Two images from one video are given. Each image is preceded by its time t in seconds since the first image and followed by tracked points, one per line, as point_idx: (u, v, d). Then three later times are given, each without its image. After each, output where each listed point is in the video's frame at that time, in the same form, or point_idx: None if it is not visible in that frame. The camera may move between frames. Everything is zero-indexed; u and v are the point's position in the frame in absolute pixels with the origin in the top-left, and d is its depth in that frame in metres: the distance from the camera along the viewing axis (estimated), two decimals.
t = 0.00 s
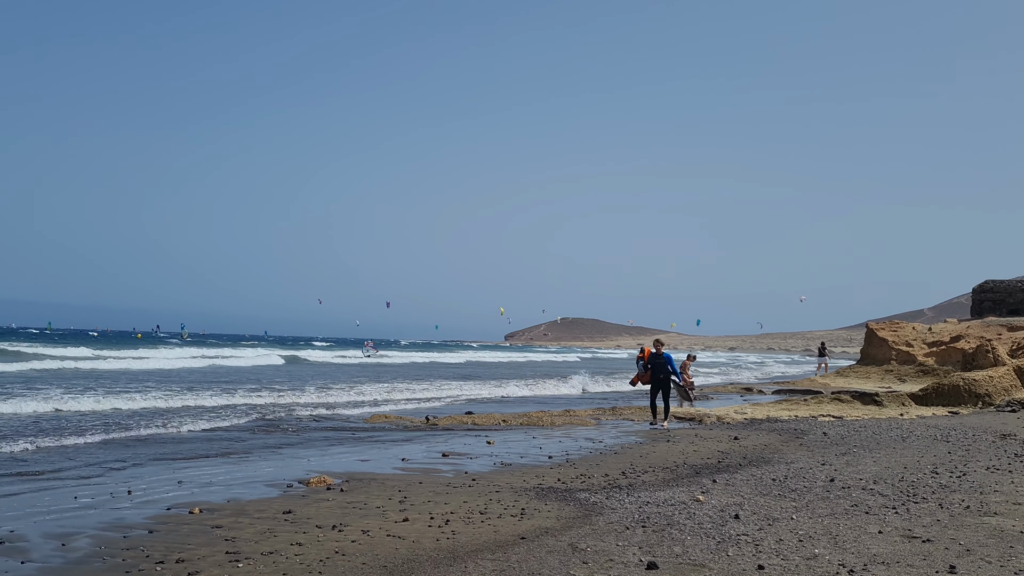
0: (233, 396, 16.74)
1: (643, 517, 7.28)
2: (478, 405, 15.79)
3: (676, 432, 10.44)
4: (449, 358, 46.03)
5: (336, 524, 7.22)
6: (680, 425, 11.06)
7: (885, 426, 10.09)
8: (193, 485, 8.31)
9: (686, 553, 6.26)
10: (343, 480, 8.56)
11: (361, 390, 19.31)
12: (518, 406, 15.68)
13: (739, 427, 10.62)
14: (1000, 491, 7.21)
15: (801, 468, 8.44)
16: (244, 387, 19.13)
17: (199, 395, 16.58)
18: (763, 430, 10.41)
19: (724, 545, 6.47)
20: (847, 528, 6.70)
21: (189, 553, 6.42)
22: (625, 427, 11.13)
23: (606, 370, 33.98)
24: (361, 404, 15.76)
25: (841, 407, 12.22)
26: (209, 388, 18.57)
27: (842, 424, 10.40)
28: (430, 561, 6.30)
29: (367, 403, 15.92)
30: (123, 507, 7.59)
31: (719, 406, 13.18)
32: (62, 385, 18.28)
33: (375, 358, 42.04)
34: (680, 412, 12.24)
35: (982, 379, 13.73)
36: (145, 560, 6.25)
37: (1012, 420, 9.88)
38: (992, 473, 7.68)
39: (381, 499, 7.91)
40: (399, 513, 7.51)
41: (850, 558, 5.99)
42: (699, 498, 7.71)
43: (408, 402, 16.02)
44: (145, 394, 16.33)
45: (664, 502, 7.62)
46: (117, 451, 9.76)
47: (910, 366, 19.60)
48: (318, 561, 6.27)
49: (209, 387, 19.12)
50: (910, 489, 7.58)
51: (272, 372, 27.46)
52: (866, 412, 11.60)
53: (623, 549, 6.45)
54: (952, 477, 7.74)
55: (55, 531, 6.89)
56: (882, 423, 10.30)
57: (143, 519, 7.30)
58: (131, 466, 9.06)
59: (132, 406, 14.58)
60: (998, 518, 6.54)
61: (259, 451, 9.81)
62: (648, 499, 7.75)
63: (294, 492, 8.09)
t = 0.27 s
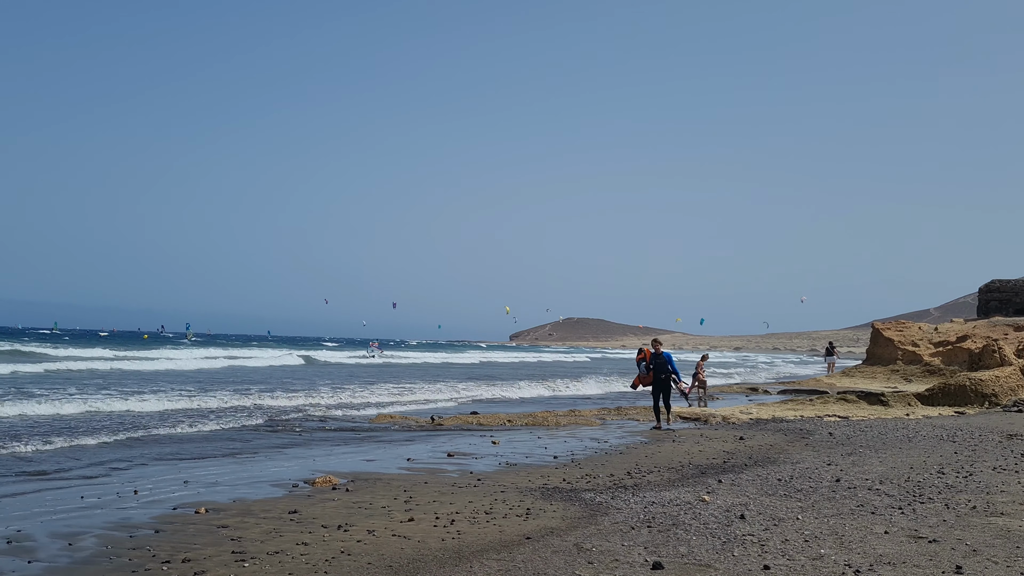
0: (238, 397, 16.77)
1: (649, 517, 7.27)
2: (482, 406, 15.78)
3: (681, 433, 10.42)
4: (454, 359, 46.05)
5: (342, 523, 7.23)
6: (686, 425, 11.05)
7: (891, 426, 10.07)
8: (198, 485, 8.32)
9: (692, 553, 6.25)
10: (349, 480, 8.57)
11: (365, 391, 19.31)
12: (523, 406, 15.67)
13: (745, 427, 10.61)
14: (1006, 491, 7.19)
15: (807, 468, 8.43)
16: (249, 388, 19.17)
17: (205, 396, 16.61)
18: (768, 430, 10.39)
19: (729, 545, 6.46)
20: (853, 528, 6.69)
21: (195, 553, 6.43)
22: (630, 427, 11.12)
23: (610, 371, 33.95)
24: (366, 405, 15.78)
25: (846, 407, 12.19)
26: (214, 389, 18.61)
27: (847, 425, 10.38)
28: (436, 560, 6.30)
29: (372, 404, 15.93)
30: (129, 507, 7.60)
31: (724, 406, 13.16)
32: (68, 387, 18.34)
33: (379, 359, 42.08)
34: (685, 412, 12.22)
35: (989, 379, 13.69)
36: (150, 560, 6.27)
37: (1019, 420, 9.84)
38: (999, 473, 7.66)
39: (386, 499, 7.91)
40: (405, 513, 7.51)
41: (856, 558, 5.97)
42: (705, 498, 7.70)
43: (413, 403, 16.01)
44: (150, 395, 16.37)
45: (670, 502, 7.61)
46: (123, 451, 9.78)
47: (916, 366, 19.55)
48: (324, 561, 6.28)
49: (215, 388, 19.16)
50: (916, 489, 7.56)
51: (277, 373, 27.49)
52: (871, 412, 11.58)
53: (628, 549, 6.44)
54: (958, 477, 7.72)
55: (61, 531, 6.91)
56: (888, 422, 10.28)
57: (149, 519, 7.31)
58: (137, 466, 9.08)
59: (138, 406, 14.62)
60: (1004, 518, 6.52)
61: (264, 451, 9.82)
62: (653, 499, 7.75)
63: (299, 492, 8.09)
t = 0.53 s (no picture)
0: (244, 398, 16.80)
1: (656, 517, 7.27)
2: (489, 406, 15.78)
3: (687, 433, 10.41)
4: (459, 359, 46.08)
5: (348, 523, 7.23)
6: (692, 425, 11.04)
7: (898, 426, 10.04)
8: (205, 485, 8.33)
9: (698, 553, 6.24)
10: (355, 480, 8.57)
11: (371, 391, 19.33)
12: (529, 406, 15.66)
13: (751, 427, 10.60)
14: (1014, 491, 7.17)
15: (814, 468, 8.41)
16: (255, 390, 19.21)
17: (211, 398, 16.65)
18: (775, 430, 10.38)
19: (736, 545, 6.45)
20: (860, 529, 6.68)
21: (202, 553, 6.45)
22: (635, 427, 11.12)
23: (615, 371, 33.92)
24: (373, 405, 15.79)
25: (853, 407, 12.15)
26: (220, 390, 18.65)
27: (854, 425, 10.35)
28: (442, 560, 6.31)
29: (378, 404, 15.95)
30: (137, 506, 7.62)
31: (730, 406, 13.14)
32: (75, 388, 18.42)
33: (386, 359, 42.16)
34: (691, 412, 12.21)
35: (996, 379, 13.64)
36: (158, 559, 6.28)
37: None
38: (1006, 473, 7.64)
39: (392, 499, 7.91)
40: (411, 513, 7.52)
41: (863, 558, 5.96)
42: (711, 498, 7.69)
43: (419, 403, 16.03)
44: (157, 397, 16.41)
45: (676, 502, 7.60)
46: (131, 451, 9.81)
47: (923, 366, 19.49)
48: (331, 560, 6.28)
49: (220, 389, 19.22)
50: (924, 489, 7.54)
51: (283, 374, 27.55)
52: (878, 412, 11.55)
53: (635, 549, 6.44)
54: (966, 477, 7.70)
55: (69, 530, 6.93)
56: (894, 422, 10.25)
57: (156, 518, 7.33)
58: (145, 466, 9.10)
59: (145, 407, 14.67)
60: (1013, 518, 6.50)
61: (271, 452, 9.83)
62: (659, 499, 7.74)
63: (306, 492, 8.10)
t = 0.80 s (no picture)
0: (251, 399, 16.83)
1: (661, 517, 7.26)
2: (494, 406, 15.77)
3: (694, 433, 10.40)
4: (465, 359, 46.13)
5: (354, 523, 7.24)
6: (698, 424, 11.03)
7: (904, 426, 10.02)
8: (212, 485, 8.34)
9: (706, 554, 6.24)
10: (362, 480, 8.58)
11: (377, 392, 19.36)
12: (535, 407, 15.65)
13: (757, 427, 10.59)
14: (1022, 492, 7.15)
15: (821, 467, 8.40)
16: (260, 391, 19.25)
17: (217, 399, 16.71)
18: (781, 430, 10.37)
19: (744, 545, 6.44)
20: (865, 529, 6.67)
21: (209, 553, 6.46)
22: (642, 426, 11.11)
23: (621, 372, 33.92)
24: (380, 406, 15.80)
25: (860, 407, 12.12)
26: (225, 391, 18.69)
27: (860, 425, 10.33)
28: (449, 560, 6.31)
29: (385, 405, 15.95)
30: (144, 506, 7.64)
31: (736, 406, 13.11)
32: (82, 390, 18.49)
33: (392, 359, 42.22)
34: (698, 412, 12.19)
35: (1003, 378, 13.60)
36: (165, 559, 6.29)
37: None
38: (1014, 473, 7.61)
39: (397, 499, 7.91)
40: (418, 513, 7.53)
41: (870, 558, 5.96)
42: (717, 498, 7.69)
43: (426, 404, 16.03)
44: (164, 398, 16.47)
45: (683, 503, 7.59)
46: (138, 450, 9.85)
47: (930, 365, 19.45)
48: (337, 560, 6.29)
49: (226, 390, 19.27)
50: (931, 489, 7.52)
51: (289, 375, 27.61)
52: (885, 412, 11.51)
53: (642, 549, 6.45)
54: (973, 477, 7.67)
55: (77, 530, 6.96)
56: (901, 422, 10.24)
57: (163, 518, 7.35)
58: (153, 466, 9.11)
59: (153, 407, 14.72)
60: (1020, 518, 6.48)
61: (278, 452, 9.84)
62: (666, 499, 7.73)
63: (312, 492, 8.11)
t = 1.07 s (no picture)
0: (259, 400, 16.88)
1: (669, 517, 7.25)
2: (502, 407, 15.76)
3: (701, 433, 10.37)
4: (472, 360, 46.13)
5: (362, 523, 7.26)
6: (706, 424, 11.00)
7: (914, 426, 9.98)
8: (220, 485, 8.36)
9: (714, 554, 6.23)
10: (370, 480, 8.59)
11: (384, 393, 19.37)
12: (543, 408, 15.63)
13: (765, 427, 10.56)
14: None
15: (829, 468, 8.38)
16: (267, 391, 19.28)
17: (226, 399, 16.75)
18: (789, 430, 10.34)
19: (752, 545, 6.43)
20: (874, 529, 6.65)
21: (217, 552, 6.48)
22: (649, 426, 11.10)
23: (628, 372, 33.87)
24: (388, 407, 15.82)
25: (868, 407, 12.07)
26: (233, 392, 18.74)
27: (869, 425, 10.29)
28: (457, 560, 6.32)
29: (393, 406, 15.97)
30: (153, 506, 7.66)
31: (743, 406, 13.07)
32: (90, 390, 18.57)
33: (399, 360, 42.29)
34: (706, 412, 12.16)
35: (1013, 378, 13.52)
36: (173, 558, 6.31)
37: None
38: None
39: (405, 499, 7.92)
40: (426, 513, 7.53)
41: (879, 558, 5.94)
42: (726, 498, 7.67)
43: (434, 405, 16.03)
44: (173, 399, 16.52)
45: (692, 503, 7.58)
46: (148, 450, 9.89)
47: (939, 365, 19.36)
48: (345, 560, 6.30)
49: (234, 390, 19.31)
50: (940, 489, 7.49)
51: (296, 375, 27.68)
52: (894, 412, 11.46)
53: (650, 548, 6.44)
54: (983, 478, 7.64)
55: (87, 529, 6.99)
56: (910, 422, 10.20)
57: (172, 518, 7.37)
58: (163, 465, 9.15)
59: (163, 407, 14.78)
60: None
61: (287, 451, 9.86)
62: (674, 499, 7.72)
63: (320, 492, 8.12)
